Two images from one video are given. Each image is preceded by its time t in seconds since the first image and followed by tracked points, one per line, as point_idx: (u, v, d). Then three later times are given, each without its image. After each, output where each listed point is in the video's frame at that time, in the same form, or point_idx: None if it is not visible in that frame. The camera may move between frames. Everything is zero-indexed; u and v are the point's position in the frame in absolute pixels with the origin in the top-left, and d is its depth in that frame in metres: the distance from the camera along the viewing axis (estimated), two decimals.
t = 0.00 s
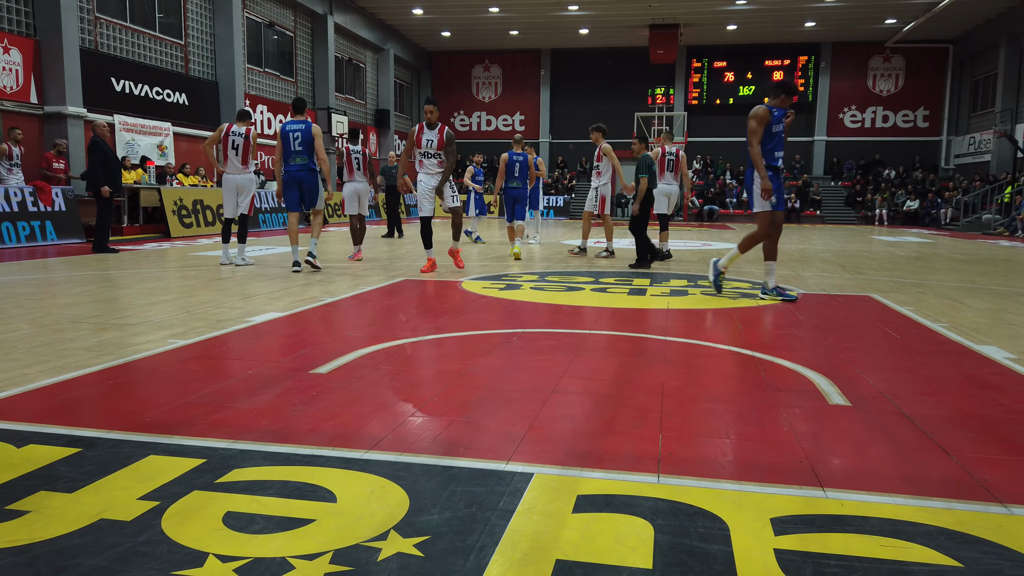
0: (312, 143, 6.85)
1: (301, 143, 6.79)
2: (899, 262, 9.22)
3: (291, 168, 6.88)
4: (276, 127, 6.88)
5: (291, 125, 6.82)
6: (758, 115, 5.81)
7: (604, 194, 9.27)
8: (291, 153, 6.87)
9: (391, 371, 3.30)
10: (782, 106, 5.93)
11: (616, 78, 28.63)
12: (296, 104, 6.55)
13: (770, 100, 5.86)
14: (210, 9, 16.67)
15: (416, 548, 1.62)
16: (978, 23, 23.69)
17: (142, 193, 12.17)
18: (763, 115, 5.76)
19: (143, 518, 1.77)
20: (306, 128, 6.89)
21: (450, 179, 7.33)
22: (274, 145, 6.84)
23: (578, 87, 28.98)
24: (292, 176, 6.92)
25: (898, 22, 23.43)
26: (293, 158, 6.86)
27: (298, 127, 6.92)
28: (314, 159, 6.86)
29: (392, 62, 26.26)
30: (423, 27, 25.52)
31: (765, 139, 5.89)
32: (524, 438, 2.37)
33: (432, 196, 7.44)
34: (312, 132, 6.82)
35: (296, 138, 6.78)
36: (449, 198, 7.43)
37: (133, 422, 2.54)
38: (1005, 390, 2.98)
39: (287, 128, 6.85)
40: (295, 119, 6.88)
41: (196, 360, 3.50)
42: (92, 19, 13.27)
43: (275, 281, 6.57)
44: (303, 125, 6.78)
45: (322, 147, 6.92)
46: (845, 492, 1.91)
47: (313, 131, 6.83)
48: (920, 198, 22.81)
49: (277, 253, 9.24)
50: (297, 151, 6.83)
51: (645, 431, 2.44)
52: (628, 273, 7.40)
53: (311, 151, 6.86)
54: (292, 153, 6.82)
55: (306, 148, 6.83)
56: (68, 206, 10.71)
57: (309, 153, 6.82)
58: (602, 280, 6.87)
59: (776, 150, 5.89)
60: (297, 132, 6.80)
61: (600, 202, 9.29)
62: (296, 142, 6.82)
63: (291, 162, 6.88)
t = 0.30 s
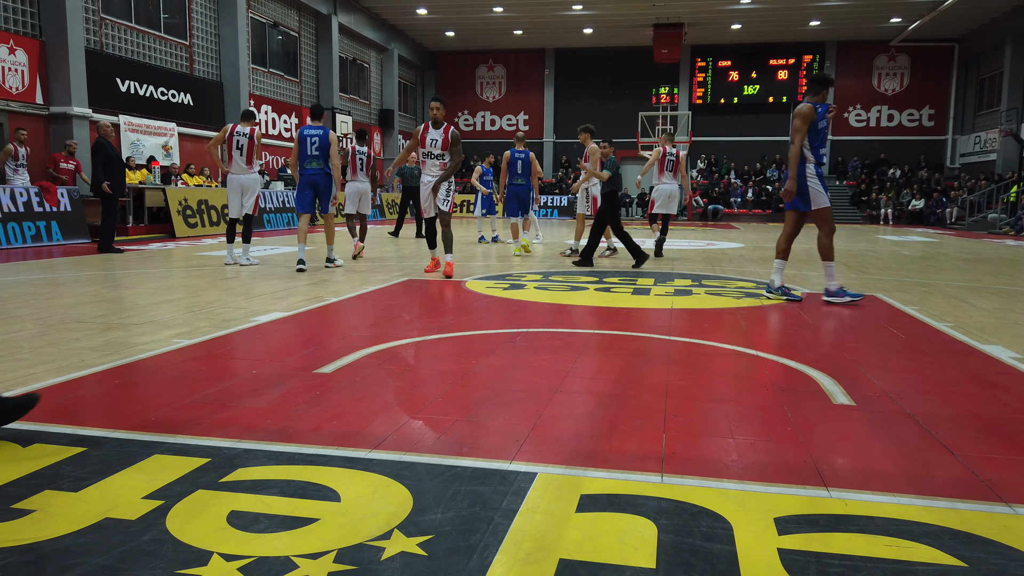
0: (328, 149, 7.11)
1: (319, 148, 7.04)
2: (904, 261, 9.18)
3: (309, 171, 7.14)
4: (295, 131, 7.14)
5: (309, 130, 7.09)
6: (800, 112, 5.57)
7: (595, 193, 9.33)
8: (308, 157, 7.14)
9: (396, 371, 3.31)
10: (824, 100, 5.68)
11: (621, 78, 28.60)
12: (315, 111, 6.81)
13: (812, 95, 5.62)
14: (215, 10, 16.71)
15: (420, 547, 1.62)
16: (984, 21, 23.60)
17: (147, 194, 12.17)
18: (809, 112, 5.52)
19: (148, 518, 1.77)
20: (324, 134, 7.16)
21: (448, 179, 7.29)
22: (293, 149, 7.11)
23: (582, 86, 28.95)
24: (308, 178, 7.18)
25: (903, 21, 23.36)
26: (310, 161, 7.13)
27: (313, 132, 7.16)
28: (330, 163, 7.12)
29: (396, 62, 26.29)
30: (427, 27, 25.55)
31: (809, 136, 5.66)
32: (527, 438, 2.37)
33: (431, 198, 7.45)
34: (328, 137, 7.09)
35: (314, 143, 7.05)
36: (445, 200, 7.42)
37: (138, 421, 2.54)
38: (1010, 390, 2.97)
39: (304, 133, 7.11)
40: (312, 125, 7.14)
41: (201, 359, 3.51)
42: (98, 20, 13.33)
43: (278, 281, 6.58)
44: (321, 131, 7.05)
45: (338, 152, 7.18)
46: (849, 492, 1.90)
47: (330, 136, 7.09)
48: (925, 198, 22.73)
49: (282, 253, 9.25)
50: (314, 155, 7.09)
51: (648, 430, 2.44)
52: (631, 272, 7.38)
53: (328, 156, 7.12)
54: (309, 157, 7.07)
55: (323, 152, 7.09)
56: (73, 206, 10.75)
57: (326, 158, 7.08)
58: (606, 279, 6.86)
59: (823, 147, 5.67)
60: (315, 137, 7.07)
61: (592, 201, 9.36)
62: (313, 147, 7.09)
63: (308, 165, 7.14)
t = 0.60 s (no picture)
0: (343, 149, 7.25)
1: (335, 148, 7.17)
2: (908, 260, 9.15)
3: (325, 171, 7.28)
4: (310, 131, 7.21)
5: (324, 130, 7.18)
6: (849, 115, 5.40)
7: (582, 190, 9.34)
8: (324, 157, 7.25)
9: (398, 371, 3.31)
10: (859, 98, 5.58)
11: (623, 77, 28.57)
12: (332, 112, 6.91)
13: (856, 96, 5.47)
14: (217, 11, 16.73)
15: (421, 546, 1.63)
16: (986, 20, 23.55)
17: (150, 194, 12.16)
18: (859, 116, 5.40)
19: (150, 517, 1.77)
20: (337, 133, 7.25)
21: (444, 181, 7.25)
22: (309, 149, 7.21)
23: (584, 86, 28.93)
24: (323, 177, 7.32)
25: (906, 20, 23.31)
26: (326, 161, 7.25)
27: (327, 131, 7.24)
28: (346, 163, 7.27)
29: (398, 62, 26.30)
30: (429, 27, 25.58)
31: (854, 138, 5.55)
32: (529, 438, 2.37)
33: (427, 198, 7.41)
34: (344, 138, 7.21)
35: (331, 144, 7.16)
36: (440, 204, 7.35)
37: (140, 421, 2.55)
38: (1013, 389, 2.96)
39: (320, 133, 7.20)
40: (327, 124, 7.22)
41: (203, 359, 3.52)
42: (100, 21, 13.35)
43: (280, 281, 6.58)
44: (337, 132, 7.16)
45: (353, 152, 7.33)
46: (852, 492, 1.89)
47: (345, 136, 7.22)
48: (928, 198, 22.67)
49: (284, 253, 9.26)
50: (330, 155, 7.21)
51: (650, 430, 2.43)
52: (635, 273, 7.33)
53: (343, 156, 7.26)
54: (325, 157, 7.19)
55: (339, 153, 7.22)
56: (75, 207, 10.78)
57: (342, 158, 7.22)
58: (609, 279, 6.84)
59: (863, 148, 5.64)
60: (331, 138, 7.17)
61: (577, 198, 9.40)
62: (329, 147, 7.20)
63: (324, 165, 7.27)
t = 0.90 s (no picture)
0: (351, 150, 7.34)
1: (342, 150, 7.29)
2: (909, 260, 9.13)
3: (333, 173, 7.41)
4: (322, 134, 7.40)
5: (333, 133, 7.31)
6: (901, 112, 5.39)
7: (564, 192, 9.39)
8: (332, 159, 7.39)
9: (399, 371, 3.31)
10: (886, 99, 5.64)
11: (624, 77, 28.57)
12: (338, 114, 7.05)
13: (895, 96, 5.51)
14: (219, 12, 16.76)
15: (422, 547, 1.63)
16: (988, 19, 23.50)
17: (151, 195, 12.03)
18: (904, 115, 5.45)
19: (152, 518, 1.78)
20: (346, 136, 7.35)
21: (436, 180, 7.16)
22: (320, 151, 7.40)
23: (585, 86, 28.92)
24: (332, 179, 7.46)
25: (908, 20, 23.30)
26: (334, 163, 7.38)
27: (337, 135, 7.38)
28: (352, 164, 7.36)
29: (400, 63, 26.32)
30: (430, 28, 25.60)
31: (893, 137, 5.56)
32: (530, 438, 2.37)
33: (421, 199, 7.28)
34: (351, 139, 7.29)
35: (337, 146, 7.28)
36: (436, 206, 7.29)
37: (143, 422, 2.55)
38: (1015, 389, 2.95)
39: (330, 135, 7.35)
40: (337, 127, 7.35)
41: (205, 360, 3.52)
42: (102, 23, 13.33)
43: (282, 282, 6.60)
44: (344, 133, 7.25)
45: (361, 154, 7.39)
46: (854, 492, 1.89)
47: (352, 138, 7.28)
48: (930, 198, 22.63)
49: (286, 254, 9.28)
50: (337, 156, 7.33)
51: (651, 430, 2.44)
52: (637, 273, 7.33)
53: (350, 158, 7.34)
54: (332, 158, 7.33)
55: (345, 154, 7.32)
56: (78, 208, 10.80)
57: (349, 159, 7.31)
58: (610, 279, 6.84)
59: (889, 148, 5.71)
60: (338, 140, 7.29)
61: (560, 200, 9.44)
62: (336, 149, 7.32)
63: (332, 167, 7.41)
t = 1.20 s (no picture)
0: (358, 151, 7.30)
1: (349, 152, 7.28)
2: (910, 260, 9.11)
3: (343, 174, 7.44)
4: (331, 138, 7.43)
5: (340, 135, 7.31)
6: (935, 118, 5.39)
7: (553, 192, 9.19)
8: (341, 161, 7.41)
9: (398, 371, 3.31)
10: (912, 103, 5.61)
11: (625, 78, 28.55)
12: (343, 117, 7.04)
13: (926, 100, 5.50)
14: (220, 12, 16.77)
15: (422, 547, 1.62)
16: (990, 19, 23.45)
17: (153, 195, 11.98)
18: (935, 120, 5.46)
19: (151, 517, 1.78)
20: (354, 138, 7.32)
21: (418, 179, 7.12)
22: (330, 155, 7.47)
23: (586, 86, 28.91)
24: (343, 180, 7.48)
25: (909, 19, 23.27)
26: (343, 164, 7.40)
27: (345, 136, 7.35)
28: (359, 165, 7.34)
29: (401, 64, 26.32)
30: (431, 28, 25.59)
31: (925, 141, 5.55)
32: (530, 438, 2.37)
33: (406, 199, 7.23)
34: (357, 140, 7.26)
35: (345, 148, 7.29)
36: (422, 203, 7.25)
37: (143, 421, 2.55)
38: (1016, 389, 2.95)
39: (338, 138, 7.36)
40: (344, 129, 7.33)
41: (205, 360, 3.52)
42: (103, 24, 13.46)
43: (283, 282, 6.60)
44: (349, 136, 7.23)
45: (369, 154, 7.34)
46: (854, 492, 1.89)
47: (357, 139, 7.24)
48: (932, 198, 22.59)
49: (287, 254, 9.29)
50: (344, 158, 7.33)
51: (651, 430, 2.43)
52: (639, 273, 7.32)
53: (358, 159, 7.33)
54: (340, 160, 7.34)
55: (352, 156, 7.31)
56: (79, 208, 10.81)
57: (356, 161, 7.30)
58: (612, 280, 6.83)
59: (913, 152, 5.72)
60: (345, 142, 7.29)
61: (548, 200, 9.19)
62: (344, 151, 7.33)
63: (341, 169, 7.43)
